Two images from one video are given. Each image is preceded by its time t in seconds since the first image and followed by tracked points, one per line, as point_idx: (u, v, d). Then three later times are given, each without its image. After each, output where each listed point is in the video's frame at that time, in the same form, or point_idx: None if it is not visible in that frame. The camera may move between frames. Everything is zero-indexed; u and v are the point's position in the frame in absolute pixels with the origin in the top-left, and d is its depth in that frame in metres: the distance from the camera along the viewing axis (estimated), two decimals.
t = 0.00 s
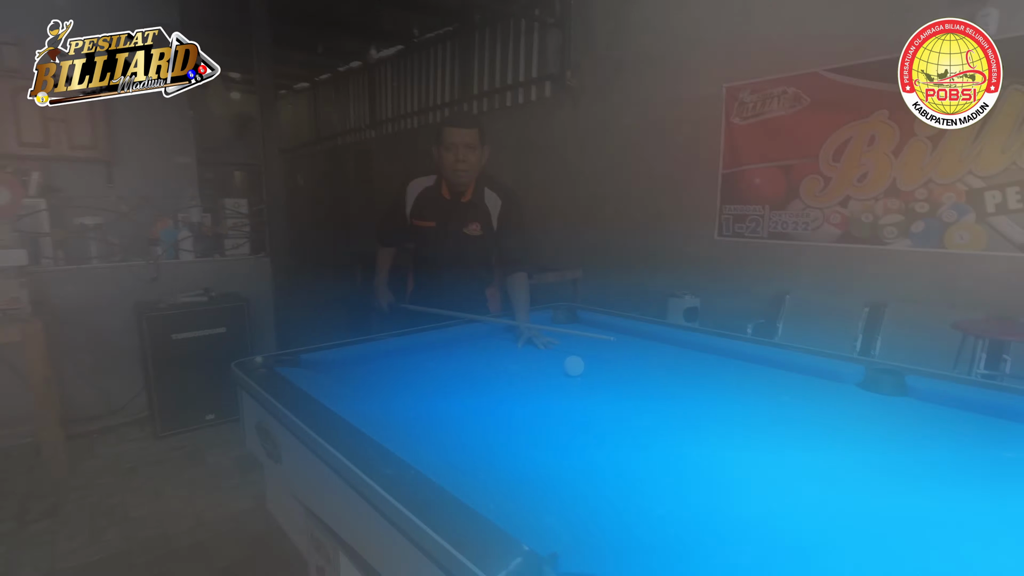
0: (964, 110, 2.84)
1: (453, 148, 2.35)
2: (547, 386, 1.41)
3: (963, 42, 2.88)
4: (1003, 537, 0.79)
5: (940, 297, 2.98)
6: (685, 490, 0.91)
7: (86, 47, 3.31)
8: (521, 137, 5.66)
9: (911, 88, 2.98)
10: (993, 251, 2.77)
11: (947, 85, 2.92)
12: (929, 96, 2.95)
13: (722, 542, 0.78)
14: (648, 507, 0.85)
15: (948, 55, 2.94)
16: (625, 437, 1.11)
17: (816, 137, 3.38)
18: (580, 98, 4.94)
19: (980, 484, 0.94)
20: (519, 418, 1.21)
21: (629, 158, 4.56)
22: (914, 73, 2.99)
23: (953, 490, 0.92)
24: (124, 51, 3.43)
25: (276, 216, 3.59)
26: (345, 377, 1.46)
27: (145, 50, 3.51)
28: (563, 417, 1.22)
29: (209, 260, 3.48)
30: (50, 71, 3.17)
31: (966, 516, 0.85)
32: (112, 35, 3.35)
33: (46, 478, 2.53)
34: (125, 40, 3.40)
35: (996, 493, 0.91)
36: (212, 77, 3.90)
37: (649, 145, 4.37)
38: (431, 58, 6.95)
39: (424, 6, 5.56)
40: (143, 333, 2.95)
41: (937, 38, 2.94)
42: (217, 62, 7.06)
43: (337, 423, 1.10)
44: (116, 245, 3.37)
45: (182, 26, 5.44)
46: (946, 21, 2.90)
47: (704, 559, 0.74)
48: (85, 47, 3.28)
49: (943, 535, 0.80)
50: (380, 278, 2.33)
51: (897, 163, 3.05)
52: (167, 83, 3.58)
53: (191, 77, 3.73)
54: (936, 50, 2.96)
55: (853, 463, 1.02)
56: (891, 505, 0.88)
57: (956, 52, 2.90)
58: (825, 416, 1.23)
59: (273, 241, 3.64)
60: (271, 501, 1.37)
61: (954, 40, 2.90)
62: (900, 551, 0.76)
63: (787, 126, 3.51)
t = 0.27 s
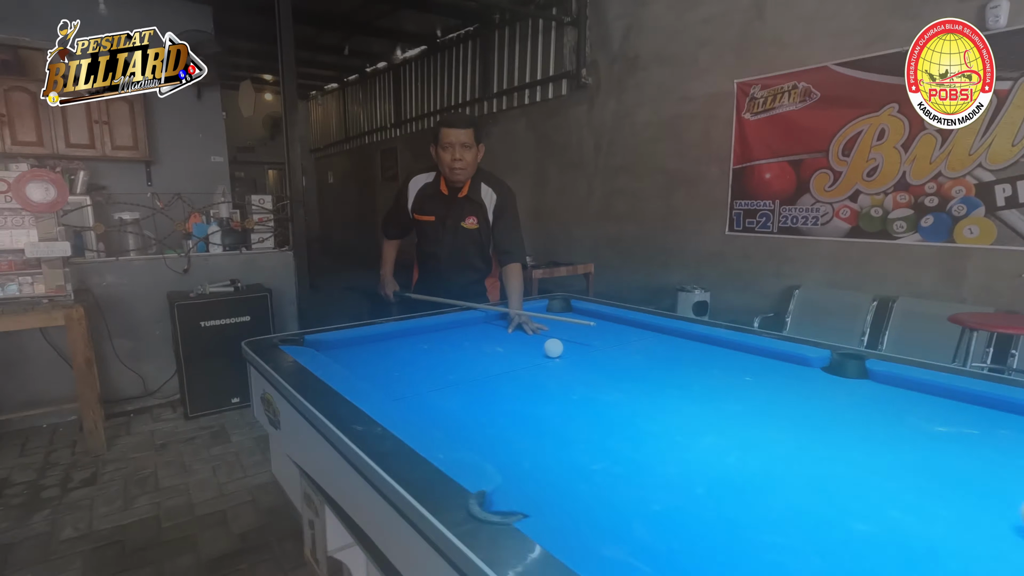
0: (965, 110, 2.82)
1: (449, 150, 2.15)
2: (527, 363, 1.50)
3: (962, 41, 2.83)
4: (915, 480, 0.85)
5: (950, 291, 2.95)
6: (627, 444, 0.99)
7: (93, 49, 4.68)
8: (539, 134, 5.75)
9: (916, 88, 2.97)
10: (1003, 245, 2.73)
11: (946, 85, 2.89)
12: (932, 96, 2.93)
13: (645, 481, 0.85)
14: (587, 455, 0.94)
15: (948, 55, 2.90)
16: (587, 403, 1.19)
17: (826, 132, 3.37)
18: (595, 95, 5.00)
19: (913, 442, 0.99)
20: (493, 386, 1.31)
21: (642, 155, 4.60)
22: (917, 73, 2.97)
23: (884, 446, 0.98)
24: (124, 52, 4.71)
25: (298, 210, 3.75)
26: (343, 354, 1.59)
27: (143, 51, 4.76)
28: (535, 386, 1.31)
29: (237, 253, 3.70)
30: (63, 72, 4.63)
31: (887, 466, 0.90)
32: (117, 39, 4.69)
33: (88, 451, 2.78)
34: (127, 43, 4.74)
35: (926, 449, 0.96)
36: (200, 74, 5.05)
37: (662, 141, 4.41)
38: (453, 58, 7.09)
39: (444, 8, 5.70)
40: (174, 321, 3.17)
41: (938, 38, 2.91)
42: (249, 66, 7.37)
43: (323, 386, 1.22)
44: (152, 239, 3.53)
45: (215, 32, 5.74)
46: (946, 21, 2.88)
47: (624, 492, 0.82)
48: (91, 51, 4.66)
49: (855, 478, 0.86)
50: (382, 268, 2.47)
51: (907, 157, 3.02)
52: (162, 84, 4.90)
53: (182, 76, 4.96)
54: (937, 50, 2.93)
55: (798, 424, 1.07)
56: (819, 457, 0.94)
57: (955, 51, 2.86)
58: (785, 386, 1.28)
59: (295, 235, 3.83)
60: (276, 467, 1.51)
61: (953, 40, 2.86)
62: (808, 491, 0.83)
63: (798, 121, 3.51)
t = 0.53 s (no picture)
0: (963, 110, 2.77)
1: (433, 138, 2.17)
2: (491, 336, 1.55)
3: (962, 42, 2.78)
4: (818, 440, 0.87)
5: (959, 282, 2.87)
6: (554, 403, 1.04)
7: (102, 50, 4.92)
8: (554, 127, 5.77)
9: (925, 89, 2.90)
10: (1014, 234, 2.64)
11: (947, 85, 2.83)
12: (938, 96, 2.85)
13: (556, 434, 0.90)
14: (510, 411, 0.99)
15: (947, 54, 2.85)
16: (533, 370, 1.24)
17: (835, 119, 3.30)
18: (608, 87, 4.99)
19: (836, 408, 1.01)
20: (450, 355, 1.37)
21: (653, 146, 4.58)
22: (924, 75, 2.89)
23: (805, 412, 1.00)
24: (124, 52, 4.98)
25: (311, 200, 3.90)
26: (321, 327, 1.67)
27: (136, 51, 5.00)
28: (490, 356, 1.37)
29: (253, 241, 3.85)
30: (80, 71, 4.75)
31: (799, 427, 0.93)
32: (118, 39, 4.98)
33: (109, 424, 2.97)
34: (127, 44, 5.01)
35: (845, 415, 0.98)
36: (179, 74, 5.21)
37: (672, 132, 4.38)
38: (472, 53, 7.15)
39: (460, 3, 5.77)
40: (192, 305, 3.33)
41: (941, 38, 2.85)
42: (277, 64, 7.61)
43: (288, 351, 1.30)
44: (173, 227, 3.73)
45: (242, 31, 5.96)
46: (947, 21, 2.82)
47: (531, 442, 0.87)
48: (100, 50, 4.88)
49: (760, 435, 0.89)
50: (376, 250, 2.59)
51: (917, 143, 2.94)
52: (150, 83, 5.01)
53: (164, 76, 5.10)
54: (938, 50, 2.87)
55: (730, 392, 1.10)
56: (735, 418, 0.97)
57: (951, 51, 2.81)
58: (733, 361, 1.30)
59: (308, 225, 3.98)
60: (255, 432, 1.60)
61: (952, 40, 2.81)
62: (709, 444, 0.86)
63: (807, 109, 3.44)
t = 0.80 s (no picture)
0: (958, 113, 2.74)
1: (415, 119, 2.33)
2: (453, 297, 1.66)
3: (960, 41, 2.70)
4: (702, 374, 0.95)
5: (959, 264, 2.81)
6: (478, 344, 1.13)
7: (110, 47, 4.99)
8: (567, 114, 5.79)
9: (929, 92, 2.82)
10: (1015, 213, 2.58)
11: (948, 86, 2.76)
12: (945, 97, 2.77)
13: (467, 365, 1.00)
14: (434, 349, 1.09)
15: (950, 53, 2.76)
16: (474, 321, 1.35)
17: (838, 99, 3.25)
18: (618, 73, 4.99)
19: (735, 352, 1.08)
20: (406, 309, 1.48)
21: (661, 131, 4.57)
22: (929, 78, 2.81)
23: (706, 354, 1.07)
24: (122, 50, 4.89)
25: (323, 184, 4.07)
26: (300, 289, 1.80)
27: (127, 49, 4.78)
28: (442, 310, 1.47)
29: (270, 224, 4.04)
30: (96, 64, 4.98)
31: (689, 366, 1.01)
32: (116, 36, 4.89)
33: (133, 389, 3.21)
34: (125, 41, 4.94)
35: (740, 357, 1.05)
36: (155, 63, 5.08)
37: (680, 117, 4.36)
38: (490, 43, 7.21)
39: None
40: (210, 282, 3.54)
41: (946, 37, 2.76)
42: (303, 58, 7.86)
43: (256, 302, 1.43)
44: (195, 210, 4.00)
45: (268, 25, 6.19)
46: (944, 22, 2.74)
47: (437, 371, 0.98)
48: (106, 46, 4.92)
49: (647, 371, 0.97)
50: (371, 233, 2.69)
51: (919, 122, 2.88)
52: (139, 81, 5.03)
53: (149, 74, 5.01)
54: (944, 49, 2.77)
55: (646, 339, 1.18)
56: (635, 358, 1.05)
57: (951, 51, 2.73)
58: (667, 317, 1.37)
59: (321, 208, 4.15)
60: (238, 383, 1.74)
61: (950, 41, 2.73)
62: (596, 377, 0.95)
63: (810, 90, 3.40)
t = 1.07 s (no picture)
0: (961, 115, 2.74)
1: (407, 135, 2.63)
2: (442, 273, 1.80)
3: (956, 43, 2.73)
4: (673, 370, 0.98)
5: (973, 249, 2.76)
6: (470, 329, 1.19)
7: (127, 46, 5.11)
8: (588, 105, 5.81)
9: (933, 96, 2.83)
10: None
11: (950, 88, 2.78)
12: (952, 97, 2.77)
13: (453, 352, 1.06)
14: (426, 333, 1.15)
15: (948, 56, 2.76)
16: (450, 295, 1.48)
17: (853, 83, 3.21)
18: (638, 63, 5.00)
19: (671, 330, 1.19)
20: (396, 279, 1.63)
21: (679, 120, 4.57)
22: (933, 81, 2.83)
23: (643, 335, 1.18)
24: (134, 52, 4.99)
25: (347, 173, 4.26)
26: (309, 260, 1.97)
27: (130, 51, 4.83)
28: (428, 282, 1.62)
29: (298, 210, 4.22)
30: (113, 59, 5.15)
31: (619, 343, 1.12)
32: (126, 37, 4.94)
33: (168, 361, 3.46)
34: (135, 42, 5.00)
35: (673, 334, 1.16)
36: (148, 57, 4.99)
37: (697, 105, 4.36)
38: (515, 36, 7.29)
39: None
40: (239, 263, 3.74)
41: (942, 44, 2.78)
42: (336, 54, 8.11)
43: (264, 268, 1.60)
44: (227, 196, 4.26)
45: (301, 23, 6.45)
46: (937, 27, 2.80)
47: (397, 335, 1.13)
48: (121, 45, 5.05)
49: (578, 347, 1.10)
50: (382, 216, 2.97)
51: (934, 105, 2.83)
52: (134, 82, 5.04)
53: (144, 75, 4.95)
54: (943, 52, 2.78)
55: (598, 319, 1.30)
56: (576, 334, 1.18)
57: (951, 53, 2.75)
58: (630, 295, 1.48)
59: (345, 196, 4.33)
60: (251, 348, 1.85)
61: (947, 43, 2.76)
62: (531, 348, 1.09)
63: (826, 74, 3.36)
